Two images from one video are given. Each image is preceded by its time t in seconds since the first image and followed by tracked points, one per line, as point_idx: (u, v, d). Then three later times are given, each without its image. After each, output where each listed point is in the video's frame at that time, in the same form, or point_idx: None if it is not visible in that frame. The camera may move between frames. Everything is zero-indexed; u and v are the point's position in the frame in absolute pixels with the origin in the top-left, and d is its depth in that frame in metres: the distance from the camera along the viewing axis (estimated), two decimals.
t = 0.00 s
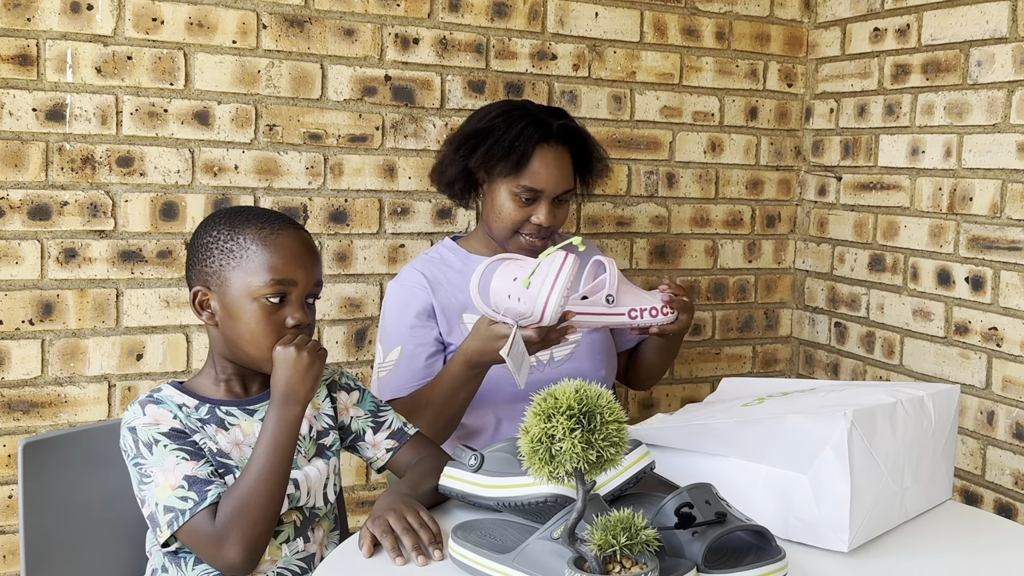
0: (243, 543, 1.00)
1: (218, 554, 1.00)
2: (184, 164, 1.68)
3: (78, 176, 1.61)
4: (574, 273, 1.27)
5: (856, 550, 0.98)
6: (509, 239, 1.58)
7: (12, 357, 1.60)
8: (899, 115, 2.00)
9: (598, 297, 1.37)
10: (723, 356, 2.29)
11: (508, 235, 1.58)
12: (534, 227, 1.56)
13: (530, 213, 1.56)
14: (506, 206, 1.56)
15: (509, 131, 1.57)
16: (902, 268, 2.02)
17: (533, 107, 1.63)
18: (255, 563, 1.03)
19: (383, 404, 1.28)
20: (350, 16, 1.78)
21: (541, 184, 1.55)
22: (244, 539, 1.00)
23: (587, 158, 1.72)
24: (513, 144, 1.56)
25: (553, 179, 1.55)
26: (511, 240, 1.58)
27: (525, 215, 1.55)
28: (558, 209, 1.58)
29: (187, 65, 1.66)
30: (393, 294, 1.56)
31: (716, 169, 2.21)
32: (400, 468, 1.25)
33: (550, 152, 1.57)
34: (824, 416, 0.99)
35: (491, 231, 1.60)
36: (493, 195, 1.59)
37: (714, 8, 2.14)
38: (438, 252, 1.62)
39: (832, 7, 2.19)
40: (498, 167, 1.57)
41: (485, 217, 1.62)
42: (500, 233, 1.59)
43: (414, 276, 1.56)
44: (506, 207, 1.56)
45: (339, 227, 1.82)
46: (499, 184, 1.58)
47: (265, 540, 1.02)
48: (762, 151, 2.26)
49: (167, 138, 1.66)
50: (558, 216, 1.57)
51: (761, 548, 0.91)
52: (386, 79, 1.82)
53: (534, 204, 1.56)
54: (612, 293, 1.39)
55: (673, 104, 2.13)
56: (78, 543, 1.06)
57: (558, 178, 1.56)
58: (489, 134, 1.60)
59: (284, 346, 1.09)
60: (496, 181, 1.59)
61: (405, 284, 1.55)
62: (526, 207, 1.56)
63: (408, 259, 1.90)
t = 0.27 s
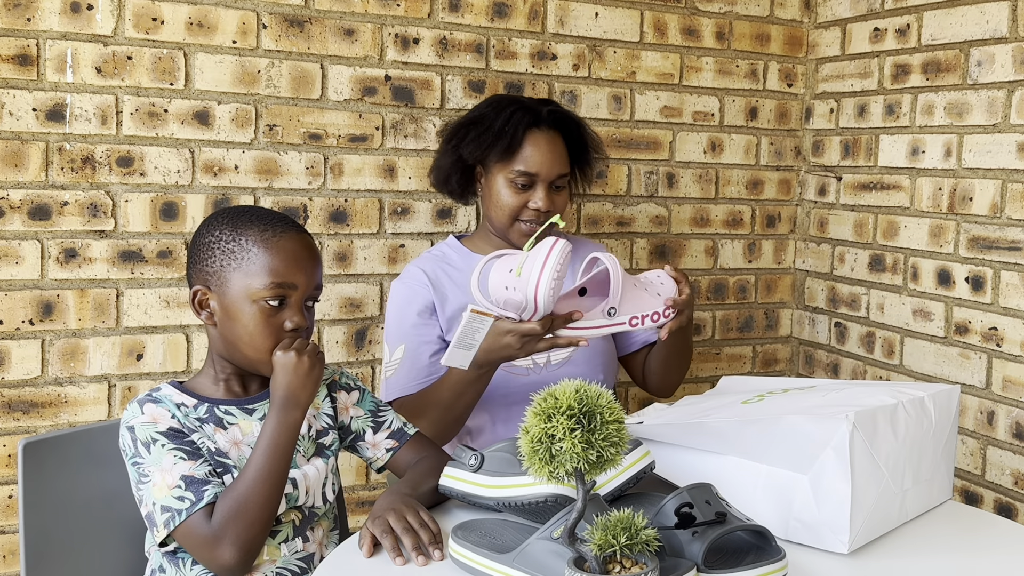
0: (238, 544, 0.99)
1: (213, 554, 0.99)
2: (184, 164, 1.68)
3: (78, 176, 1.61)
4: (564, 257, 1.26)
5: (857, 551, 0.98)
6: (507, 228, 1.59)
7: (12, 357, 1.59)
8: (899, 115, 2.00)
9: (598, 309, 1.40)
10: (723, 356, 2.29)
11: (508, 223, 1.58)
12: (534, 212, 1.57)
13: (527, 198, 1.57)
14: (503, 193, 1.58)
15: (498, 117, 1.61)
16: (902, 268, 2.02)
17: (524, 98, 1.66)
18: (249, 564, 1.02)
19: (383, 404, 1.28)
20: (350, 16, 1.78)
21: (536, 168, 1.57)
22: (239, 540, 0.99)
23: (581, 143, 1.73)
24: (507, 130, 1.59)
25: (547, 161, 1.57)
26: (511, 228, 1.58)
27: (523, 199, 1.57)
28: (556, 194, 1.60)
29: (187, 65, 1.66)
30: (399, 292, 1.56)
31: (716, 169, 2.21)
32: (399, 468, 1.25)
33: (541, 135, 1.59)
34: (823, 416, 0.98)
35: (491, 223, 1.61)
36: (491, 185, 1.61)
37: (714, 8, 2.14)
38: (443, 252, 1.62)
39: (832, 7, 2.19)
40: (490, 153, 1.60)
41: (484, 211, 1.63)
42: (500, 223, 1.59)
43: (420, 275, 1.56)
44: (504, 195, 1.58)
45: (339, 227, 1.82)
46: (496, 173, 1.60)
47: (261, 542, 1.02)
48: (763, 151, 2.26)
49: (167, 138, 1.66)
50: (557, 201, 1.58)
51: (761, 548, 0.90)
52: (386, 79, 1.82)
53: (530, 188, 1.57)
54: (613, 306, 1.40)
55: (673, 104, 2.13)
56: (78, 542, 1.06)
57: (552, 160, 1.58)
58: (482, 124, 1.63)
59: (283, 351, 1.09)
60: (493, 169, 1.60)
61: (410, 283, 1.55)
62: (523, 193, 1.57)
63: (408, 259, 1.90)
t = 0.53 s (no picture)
0: (237, 545, 0.99)
1: (212, 555, 0.99)
2: (184, 164, 1.68)
3: (78, 176, 1.61)
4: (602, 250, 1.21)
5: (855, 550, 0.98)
6: (514, 216, 1.58)
7: (12, 357, 1.59)
8: (899, 115, 2.00)
9: (636, 288, 1.34)
10: (723, 356, 2.29)
11: (515, 212, 1.57)
12: (535, 193, 1.56)
13: (524, 180, 1.57)
14: (501, 183, 1.58)
15: (474, 111, 1.63)
16: (902, 268, 2.02)
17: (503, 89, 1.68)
18: (249, 565, 1.02)
19: (384, 404, 1.28)
20: (350, 16, 1.78)
21: (524, 149, 1.57)
22: (238, 541, 0.99)
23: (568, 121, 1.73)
24: (483, 118, 1.61)
25: (532, 139, 1.57)
26: (518, 214, 1.57)
27: (521, 182, 1.57)
28: (554, 172, 1.59)
29: (187, 65, 1.66)
30: (415, 290, 1.56)
31: (716, 169, 2.21)
32: (400, 468, 1.25)
33: (522, 117, 1.60)
34: (823, 416, 0.98)
35: (497, 217, 1.61)
36: (489, 180, 1.61)
37: (714, 8, 2.14)
38: (460, 252, 1.61)
39: (832, 7, 2.19)
40: (474, 147, 1.63)
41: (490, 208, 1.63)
42: (504, 213, 1.59)
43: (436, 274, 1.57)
44: (502, 184, 1.58)
45: (339, 227, 1.82)
46: (489, 167, 1.61)
47: (259, 543, 1.02)
48: (763, 151, 2.26)
49: (167, 138, 1.66)
50: (555, 178, 1.57)
51: (761, 548, 0.91)
52: (386, 79, 1.82)
53: (525, 171, 1.57)
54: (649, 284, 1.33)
55: (673, 104, 2.13)
56: (79, 542, 1.06)
57: (539, 138, 1.58)
58: (460, 123, 1.66)
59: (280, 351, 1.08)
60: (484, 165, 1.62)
61: (427, 282, 1.56)
62: (519, 177, 1.57)
63: (408, 259, 1.90)
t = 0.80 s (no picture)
0: (236, 547, 0.99)
1: (211, 557, 0.99)
2: (184, 164, 1.68)
3: (77, 176, 1.61)
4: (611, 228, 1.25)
5: (856, 551, 0.98)
6: (532, 218, 1.55)
7: (12, 357, 1.59)
8: (899, 115, 2.00)
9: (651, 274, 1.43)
10: (723, 356, 2.29)
11: (531, 213, 1.55)
12: (550, 192, 1.54)
13: (538, 181, 1.55)
14: (514, 187, 1.56)
15: (476, 118, 1.62)
16: (902, 268, 2.01)
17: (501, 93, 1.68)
18: (248, 566, 1.02)
19: (383, 404, 1.28)
20: (350, 16, 1.78)
21: (533, 150, 1.55)
22: (237, 543, 0.99)
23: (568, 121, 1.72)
24: (488, 123, 1.59)
25: (540, 140, 1.56)
26: (536, 216, 1.55)
27: (535, 183, 1.54)
28: (563, 168, 1.58)
29: (187, 65, 1.66)
30: (422, 292, 1.56)
31: (717, 169, 2.21)
32: (399, 468, 1.25)
33: (526, 118, 1.58)
34: (822, 416, 0.97)
35: (511, 220, 1.58)
36: (499, 186, 1.59)
37: (714, 8, 2.14)
38: (468, 254, 1.62)
39: (832, 7, 2.19)
40: (484, 154, 1.60)
41: (502, 213, 1.60)
42: (521, 217, 1.56)
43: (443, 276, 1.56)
44: (515, 187, 1.55)
45: (339, 227, 1.82)
46: (499, 173, 1.59)
47: (259, 544, 1.02)
48: (763, 151, 2.26)
49: (167, 138, 1.66)
50: (567, 175, 1.56)
51: (761, 548, 0.90)
52: (386, 79, 1.82)
53: (537, 172, 1.56)
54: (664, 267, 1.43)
55: (673, 104, 2.13)
56: (78, 543, 1.06)
57: (546, 137, 1.56)
58: (463, 131, 1.65)
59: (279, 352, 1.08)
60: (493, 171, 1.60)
61: (434, 284, 1.56)
62: (532, 179, 1.55)
63: (408, 259, 1.90)
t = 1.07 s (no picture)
0: (246, 544, 1.00)
1: (221, 555, 1.00)
2: (184, 164, 1.68)
3: (78, 176, 1.61)
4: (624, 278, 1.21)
5: (856, 551, 0.98)
6: (535, 225, 1.54)
7: (12, 357, 1.60)
8: (899, 115, 2.00)
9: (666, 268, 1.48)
10: (723, 356, 2.29)
11: (534, 220, 1.54)
12: (554, 200, 1.53)
13: (542, 188, 1.54)
14: (518, 193, 1.55)
15: (480, 124, 1.61)
16: (902, 268, 2.02)
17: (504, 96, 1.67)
18: (257, 565, 1.02)
19: (382, 403, 1.28)
20: (350, 16, 1.78)
21: (537, 157, 1.55)
22: (247, 540, 1.00)
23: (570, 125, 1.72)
24: (494, 129, 1.58)
25: (545, 146, 1.55)
26: (539, 223, 1.54)
27: (539, 190, 1.54)
28: (567, 174, 1.57)
29: (187, 65, 1.66)
30: (420, 294, 1.56)
31: (716, 169, 2.21)
32: (399, 468, 1.25)
33: (530, 124, 1.58)
34: (822, 416, 0.98)
35: (514, 226, 1.57)
36: (502, 191, 1.58)
37: (714, 9, 2.14)
38: (467, 256, 1.62)
39: (832, 7, 2.19)
40: (488, 161, 1.59)
41: (504, 219, 1.59)
42: (524, 223, 1.55)
43: (441, 279, 1.57)
44: (519, 194, 1.55)
45: (339, 227, 1.82)
46: (502, 179, 1.58)
47: (269, 541, 1.02)
48: (763, 152, 2.26)
49: (167, 138, 1.66)
50: (571, 181, 1.55)
51: (761, 548, 0.91)
52: (386, 79, 1.82)
53: (541, 179, 1.55)
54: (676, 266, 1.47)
55: (673, 104, 2.13)
56: (79, 544, 1.06)
57: (550, 143, 1.56)
58: (467, 137, 1.64)
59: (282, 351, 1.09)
60: (497, 177, 1.59)
61: (432, 286, 1.56)
62: (536, 186, 1.54)
63: (408, 260, 1.90)
